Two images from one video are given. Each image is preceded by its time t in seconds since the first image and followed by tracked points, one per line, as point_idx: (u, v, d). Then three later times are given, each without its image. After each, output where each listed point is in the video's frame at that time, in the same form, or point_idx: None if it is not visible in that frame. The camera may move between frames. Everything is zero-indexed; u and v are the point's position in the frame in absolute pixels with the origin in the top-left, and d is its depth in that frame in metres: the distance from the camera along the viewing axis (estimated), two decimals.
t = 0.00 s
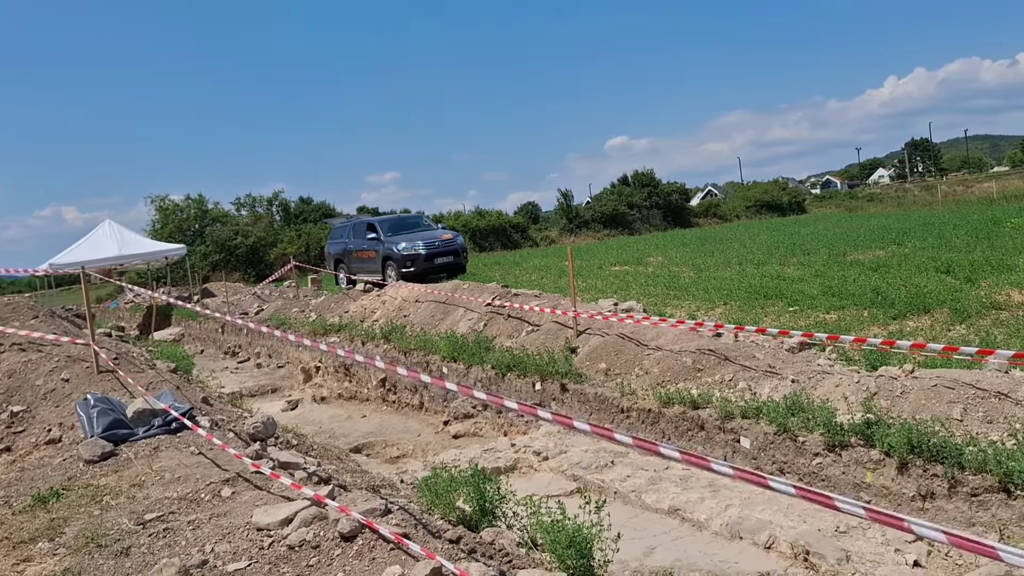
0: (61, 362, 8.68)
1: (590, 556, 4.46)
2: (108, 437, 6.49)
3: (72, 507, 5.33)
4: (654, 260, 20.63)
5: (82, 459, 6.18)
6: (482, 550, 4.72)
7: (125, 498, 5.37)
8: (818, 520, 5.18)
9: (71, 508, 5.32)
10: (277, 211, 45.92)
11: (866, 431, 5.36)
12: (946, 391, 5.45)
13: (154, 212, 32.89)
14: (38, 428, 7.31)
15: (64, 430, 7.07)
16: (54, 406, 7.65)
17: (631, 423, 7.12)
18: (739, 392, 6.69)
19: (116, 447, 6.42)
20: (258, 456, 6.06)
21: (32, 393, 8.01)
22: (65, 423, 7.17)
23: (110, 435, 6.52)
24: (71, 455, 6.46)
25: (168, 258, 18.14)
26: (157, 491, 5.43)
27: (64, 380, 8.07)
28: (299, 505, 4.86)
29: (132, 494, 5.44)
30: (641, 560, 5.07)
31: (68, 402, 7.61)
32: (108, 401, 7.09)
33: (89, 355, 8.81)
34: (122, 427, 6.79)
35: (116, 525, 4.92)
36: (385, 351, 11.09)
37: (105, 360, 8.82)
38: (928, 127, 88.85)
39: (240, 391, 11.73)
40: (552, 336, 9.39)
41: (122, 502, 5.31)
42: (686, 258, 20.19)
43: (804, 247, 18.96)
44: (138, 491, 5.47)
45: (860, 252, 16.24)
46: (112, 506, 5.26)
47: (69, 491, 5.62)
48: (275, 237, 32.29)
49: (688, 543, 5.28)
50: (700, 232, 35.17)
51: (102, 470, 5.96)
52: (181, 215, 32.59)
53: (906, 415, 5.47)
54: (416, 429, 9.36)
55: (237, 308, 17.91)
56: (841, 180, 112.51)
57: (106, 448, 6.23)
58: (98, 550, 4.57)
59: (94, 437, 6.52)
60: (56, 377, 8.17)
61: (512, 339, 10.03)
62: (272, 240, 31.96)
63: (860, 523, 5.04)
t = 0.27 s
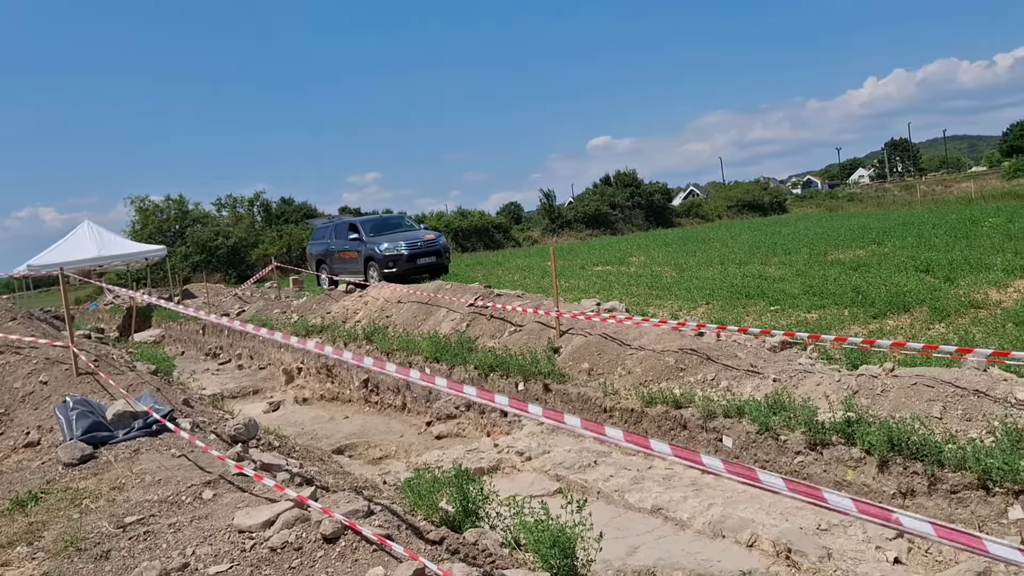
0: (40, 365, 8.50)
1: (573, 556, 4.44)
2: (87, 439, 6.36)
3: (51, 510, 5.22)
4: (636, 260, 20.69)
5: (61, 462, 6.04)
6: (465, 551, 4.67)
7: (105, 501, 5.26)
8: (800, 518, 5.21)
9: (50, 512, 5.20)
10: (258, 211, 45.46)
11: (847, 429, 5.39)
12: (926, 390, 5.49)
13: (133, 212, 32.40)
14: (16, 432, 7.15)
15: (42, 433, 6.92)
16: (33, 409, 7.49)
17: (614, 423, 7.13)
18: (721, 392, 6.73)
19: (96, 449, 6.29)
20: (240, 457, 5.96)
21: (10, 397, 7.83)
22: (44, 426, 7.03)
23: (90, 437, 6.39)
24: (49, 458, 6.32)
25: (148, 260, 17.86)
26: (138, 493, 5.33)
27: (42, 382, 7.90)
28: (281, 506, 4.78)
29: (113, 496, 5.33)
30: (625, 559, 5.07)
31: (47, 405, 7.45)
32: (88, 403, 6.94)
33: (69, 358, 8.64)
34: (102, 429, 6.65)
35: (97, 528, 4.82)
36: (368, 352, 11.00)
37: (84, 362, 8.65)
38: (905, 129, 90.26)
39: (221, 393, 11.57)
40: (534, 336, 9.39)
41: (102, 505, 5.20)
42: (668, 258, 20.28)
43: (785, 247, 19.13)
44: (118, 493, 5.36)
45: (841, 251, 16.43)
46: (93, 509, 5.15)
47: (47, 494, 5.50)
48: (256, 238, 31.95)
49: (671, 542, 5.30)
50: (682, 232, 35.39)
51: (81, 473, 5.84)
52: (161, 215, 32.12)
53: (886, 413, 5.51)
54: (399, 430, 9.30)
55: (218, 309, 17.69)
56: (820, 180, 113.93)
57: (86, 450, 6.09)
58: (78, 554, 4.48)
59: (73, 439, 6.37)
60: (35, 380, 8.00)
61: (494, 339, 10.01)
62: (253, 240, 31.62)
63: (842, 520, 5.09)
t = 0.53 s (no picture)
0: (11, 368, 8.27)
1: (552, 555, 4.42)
2: (61, 442, 6.18)
3: (23, 515, 5.07)
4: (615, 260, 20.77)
5: (34, 466, 5.87)
6: (444, 551, 4.62)
7: (80, 505, 5.13)
8: (778, 516, 5.26)
9: (22, 516, 5.05)
10: (235, 211, 44.81)
11: (824, 427, 5.44)
12: (901, 387, 5.56)
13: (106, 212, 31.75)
14: None
15: (14, 437, 6.72)
16: (5, 412, 7.28)
17: (593, 423, 7.14)
18: (699, 390, 6.76)
19: (71, 453, 6.12)
20: (217, 459, 5.85)
21: None
22: (16, 430, 6.83)
23: (63, 440, 6.21)
24: (22, 462, 6.14)
25: (123, 260, 17.49)
26: (113, 497, 5.20)
27: (14, 385, 7.69)
28: (259, 508, 4.69)
29: (87, 500, 5.20)
30: (604, 558, 5.07)
31: (19, 408, 7.25)
32: (61, 406, 6.75)
33: (42, 360, 8.41)
34: (76, 432, 6.46)
35: (71, 532, 4.69)
36: (346, 353, 10.89)
37: (57, 364, 8.43)
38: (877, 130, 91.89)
39: (197, 395, 11.37)
40: (513, 336, 9.36)
41: (77, 509, 5.07)
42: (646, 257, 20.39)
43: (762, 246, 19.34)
44: (92, 497, 5.23)
45: (817, 251, 16.64)
46: (67, 513, 5.01)
47: (20, 499, 5.34)
48: (233, 238, 31.49)
49: (650, 541, 5.31)
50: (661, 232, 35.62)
51: (55, 476, 5.68)
52: (136, 216, 31.51)
53: (862, 410, 5.57)
54: (378, 431, 9.21)
55: (195, 310, 17.38)
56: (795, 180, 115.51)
57: (60, 454, 5.92)
58: (51, 559, 4.36)
59: (46, 443, 6.18)
60: (6, 382, 7.78)
61: (473, 339, 9.96)
62: (230, 241, 31.15)
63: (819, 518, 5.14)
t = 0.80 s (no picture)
0: None
1: (533, 555, 4.41)
2: (35, 446, 5.99)
3: None
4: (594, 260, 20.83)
5: (7, 470, 5.70)
6: (424, 552, 4.57)
7: (54, 509, 5.00)
8: (756, 514, 5.30)
9: None
10: (211, 212, 44.15)
11: (801, 425, 5.50)
12: (877, 385, 5.62)
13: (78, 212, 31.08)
14: None
15: None
16: None
17: (572, 422, 7.15)
18: (678, 389, 6.80)
19: (45, 456, 5.95)
20: (193, 461, 5.74)
21: None
22: None
23: (37, 444, 6.02)
24: None
25: (98, 262, 17.13)
26: (88, 501, 5.08)
27: None
28: (237, 511, 4.61)
29: (62, 504, 5.07)
30: (584, 558, 5.07)
31: None
32: (34, 409, 6.49)
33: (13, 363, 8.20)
34: (50, 435, 6.27)
35: (45, 537, 4.57)
36: (324, 354, 10.77)
37: (28, 367, 8.22)
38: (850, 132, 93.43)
39: (173, 396, 11.15)
40: (492, 336, 9.34)
41: (51, 513, 4.94)
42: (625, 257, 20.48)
43: (739, 246, 19.51)
44: (66, 501, 5.10)
45: (794, 250, 16.85)
46: (41, 517, 4.88)
47: None
48: (209, 238, 31.03)
49: (630, 540, 5.32)
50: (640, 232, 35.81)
51: (29, 480, 5.52)
52: (111, 216, 30.89)
53: (839, 409, 5.63)
54: (356, 432, 9.12)
55: (171, 312, 17.07)
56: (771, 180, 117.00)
57: (33, 457, 5.75)
58: (25, 564, 4.24)
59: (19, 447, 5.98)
60: None
61: (452, 339, 9.91)
62: (207, 241, 30.67)
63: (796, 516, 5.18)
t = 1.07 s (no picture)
0: None
1: (511, 556, 4.38)
2: (5, 451, 5.83)
3: None
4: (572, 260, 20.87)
5: None
6: (402, 554, 4.52)
7: (24, 515, 4.87)
8: (733, 512, 5.34)
9: None
10: (186, 213, 43.39)
11: (778, 423, 5.54)
12: (853, 383, 5.68)
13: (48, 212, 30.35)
14: None
15: None
16: None
17: (550, 423, 7.15)
18: (656, 388, 6.84)
19: (15, 461, 5.79)
20: (168, 464, 5.61)
21: None
22: None
23: (8, 449, 5.86)
24: None
25: (72, 263, 16.73)
26: (61, 506, 4.95)
27: None
28: (213, 514, 4.51)
29: (33, 510, 4.93)
30: (562, 558, 5.06)
31: None
32: (7, 413, 6.35)
33: None
34: (22, 440, 6.11)
35: (16, 543, 4.46)
36: (301, 355, 10.63)
37: None
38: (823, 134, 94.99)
39: (148, 399, 10.92)
40: (469, 337, 9.30)
41: (21, 519, 4.81)
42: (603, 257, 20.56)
43: (715, 246, 19.70)
44: (39, 506, 4.97)
45: (770, 250, 17.06)
46: (11, 524, 4.75)
47: None
48: (184, 239, 30.50)
49: (608, 540, 5.32)
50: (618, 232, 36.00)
51: None
52: (85, 217, 30.20)
53: (815, 407, 5.68)
54: (334, 434, 9.01)
55: (145, 313, 16.73)
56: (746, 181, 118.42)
57: (4, 462, 5.59)
58: None
59: None
60: None
61: (430, 340, 9.85)
62: (182, 242, 30.14)
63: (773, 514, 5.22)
